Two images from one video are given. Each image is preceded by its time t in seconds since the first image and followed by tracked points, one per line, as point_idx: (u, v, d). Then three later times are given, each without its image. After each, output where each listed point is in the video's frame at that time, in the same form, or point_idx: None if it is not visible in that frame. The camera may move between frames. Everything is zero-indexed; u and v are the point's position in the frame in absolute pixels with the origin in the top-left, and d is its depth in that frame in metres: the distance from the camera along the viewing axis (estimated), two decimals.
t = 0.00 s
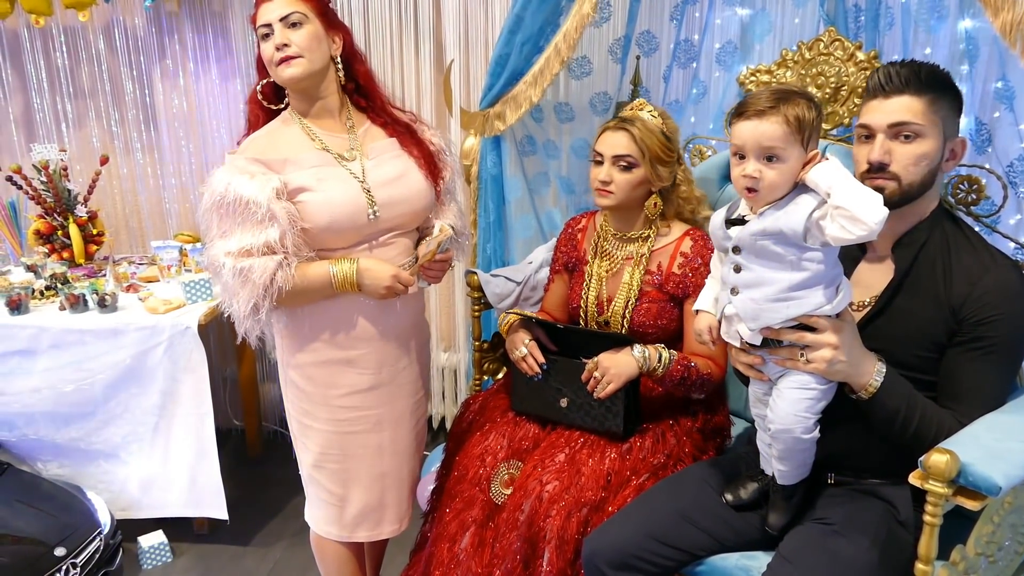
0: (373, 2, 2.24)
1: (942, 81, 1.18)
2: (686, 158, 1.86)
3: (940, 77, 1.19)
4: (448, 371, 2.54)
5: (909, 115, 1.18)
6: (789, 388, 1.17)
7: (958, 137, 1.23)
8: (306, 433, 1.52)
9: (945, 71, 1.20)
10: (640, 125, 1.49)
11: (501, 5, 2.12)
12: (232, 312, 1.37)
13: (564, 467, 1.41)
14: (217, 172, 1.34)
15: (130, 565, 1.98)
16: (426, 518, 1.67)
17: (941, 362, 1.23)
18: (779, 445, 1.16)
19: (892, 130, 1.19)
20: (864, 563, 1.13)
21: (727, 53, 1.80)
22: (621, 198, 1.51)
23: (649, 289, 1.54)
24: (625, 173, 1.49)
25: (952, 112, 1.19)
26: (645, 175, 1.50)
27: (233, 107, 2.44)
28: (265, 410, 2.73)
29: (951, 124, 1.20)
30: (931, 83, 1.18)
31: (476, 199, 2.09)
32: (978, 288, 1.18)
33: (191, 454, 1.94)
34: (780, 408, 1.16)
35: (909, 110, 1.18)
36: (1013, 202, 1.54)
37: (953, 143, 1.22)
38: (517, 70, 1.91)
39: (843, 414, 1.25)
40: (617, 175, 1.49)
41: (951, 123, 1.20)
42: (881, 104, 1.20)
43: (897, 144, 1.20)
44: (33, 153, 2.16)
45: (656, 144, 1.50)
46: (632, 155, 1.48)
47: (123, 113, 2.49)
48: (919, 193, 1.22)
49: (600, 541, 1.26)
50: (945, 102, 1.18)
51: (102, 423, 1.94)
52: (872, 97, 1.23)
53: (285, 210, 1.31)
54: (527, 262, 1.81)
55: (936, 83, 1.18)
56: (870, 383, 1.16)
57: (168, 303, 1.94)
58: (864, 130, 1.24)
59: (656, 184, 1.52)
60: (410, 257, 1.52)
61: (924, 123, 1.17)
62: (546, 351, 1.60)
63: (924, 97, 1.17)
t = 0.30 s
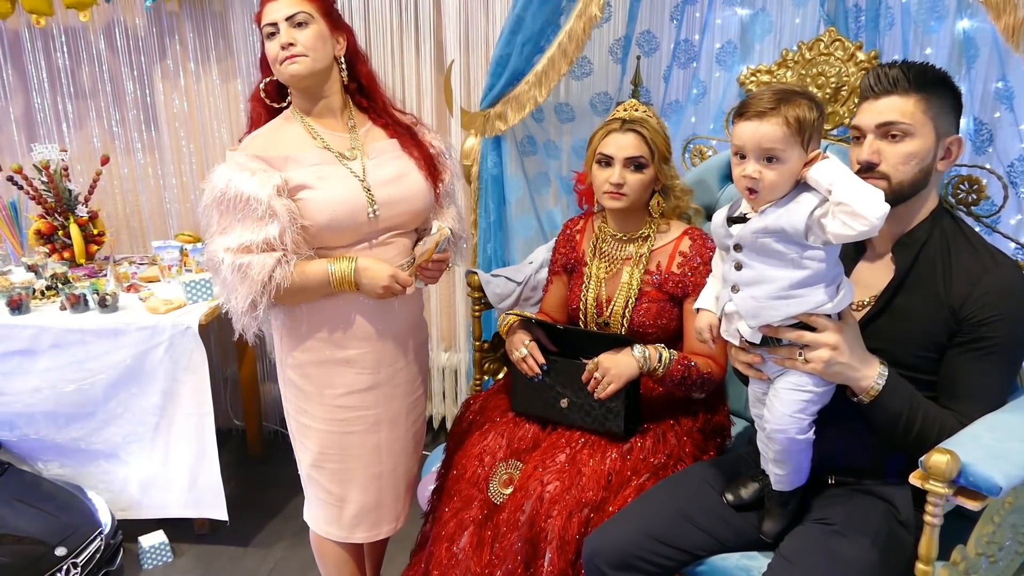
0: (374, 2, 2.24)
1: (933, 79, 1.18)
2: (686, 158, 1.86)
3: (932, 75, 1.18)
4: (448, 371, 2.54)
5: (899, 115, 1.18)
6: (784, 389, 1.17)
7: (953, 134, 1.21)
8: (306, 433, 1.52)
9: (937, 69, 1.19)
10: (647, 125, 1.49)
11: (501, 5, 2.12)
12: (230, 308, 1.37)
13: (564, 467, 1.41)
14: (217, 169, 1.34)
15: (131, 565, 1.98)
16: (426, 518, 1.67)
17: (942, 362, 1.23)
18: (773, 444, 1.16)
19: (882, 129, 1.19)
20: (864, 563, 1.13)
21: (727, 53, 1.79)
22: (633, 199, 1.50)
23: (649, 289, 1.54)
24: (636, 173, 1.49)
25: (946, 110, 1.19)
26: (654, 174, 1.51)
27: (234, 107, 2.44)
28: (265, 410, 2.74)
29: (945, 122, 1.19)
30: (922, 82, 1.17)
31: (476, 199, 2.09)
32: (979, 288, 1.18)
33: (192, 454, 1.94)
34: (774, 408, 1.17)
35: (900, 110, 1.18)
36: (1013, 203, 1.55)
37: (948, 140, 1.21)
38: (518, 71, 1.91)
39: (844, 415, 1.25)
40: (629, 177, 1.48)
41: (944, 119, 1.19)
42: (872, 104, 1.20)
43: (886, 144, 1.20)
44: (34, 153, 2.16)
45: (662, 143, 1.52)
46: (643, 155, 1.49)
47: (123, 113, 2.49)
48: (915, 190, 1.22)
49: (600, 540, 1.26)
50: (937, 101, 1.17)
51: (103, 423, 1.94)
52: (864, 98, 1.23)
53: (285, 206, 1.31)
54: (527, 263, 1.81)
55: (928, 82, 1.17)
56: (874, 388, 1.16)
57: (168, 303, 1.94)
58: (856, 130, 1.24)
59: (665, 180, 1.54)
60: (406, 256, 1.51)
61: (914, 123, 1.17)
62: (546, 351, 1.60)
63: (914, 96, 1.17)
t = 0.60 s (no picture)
0: (374, 2, 2.24)
1: (934, 80, 1.18)
2: (687, 158, 1.86)
3: (934, 76, 1.18)
4: (448, 371, 2.54)
5: (900, 115, 1.17)
6: (783, 392, 1.17)
7: (954, 135, 1.21)
8: (306, 433, 1.52)
9: (939, 69, 1.20)
10: (645, 125, 1.49)
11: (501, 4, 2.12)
12: (230, 307, 1.37)
13: (564, 467, 1.41)
14: (217, 168, 1.34)
15: (131, 565, 1.98)
16: (426, 518, 1.67)
17: (942, 362, 1.23)
18: (777, 446, 1.17)
19: (884, 129, 1.19)
20: (865, 563, 1.13)
21: (727, 53, 1.80)
22: (633, 200, 1.50)
23: (648, 289, 1.54)
24: (637, 175, 1.49)
25: (947, 111, 1.19)
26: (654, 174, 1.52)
27: (235, 107, 2.44)
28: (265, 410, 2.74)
29: (946, 122, 1.19)
30: (923, 82, 1.17)
31: (477, 199, 2.09)
32: (979, 287, 1.18)
33: (192, 453, 1.94)
34: (775, 411, 1.18)
35: (902, 110, 1.17)
36: (1013, 203, 1.55)
37: (949, 141, 1.21)
38: (518, 70, 1.91)
39: (843, 416, 1.25)
40: (629, 178, 1.48)
41: (945, 120, 1.19)
42: (874, 104, 1.20)
43: (888, 144, 1.20)
44: (34, 153, 2.16)
45: (662, 144, 1.52)
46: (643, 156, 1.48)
47: (123, 113, 2.49)
48: (916, 191, 1.22)
49: (600, 539, 1.26)
50: (939, 101, 1.18)
51: (102, 423, 1.94)
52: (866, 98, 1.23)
53: (284, 205, 1.31)
54: (527, 263, 1.81)
55: (929, 82, 1.17)
56: (876, 392, 1.15)
57: (168, 303, 1.94)
58: (857, 131, 1.24)
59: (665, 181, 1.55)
60: (405, 256, 1.51)
61: (916, 123, 1.17)
62: (546, 351, 1.60)
63: (916, 96, 1.17)
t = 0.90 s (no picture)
0: (374, 2, 2.24)
1: (949, 84, 1.17)
2: (687, 158, 1.86)
3: (949, 80, 1.18)
4: (448, 371, 2.54)
5: (916, 117, 1.17)
6: (782, 388, 1.19)
7: (963, 141, 1.22)
8: (306, 433, 1.52)
9: (953, 74, 1.19)
10: (646, 126, 1.49)
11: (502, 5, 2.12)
12: (230, 307, 1.37)
13: (565, 468, 1.41)
14: (216, 168, 1.34)
15: (131, 565, 1.98)
16: (426, 518, 1.67)
17: (942, 363, 1.23)
18: (777, 442, 1.18)
19: (899, 130, 1.18)
20: (865, 563, 1.13)
21: (727, 53, 1.80)
22: (635, 201, 1.49)
23: (649, 289, 1.54)
24: (638, 175, 1.49)
25: (958, 117, 1.19)
26: (656, 174, 1.51)
27: (235, 107, 2.44)
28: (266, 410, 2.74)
29: (957, 129, 1.19)
30: (940, 86, 1.17)
31: (477, 199, 2.09)
32: (979, 288, 1.18)
33: (192, 453, 1.94)
34: (775, 407, 1.19)
35: (917, 111, 1.16)
36: (1014, 203, 1.55)
37: (957, 147, 1.21)
38: (518, 70, 1.91)
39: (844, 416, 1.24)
40: (631, 178, 1.48)
41: (956, 126, 1.19)
42: (888, 103, 1.19)
43: (902, 145, 1.19)
44: (35, 153, 2.16)
45: (663, 144, 1.52)
46: (645, 157, 1.48)
47: (124, 113, 2.49)
48: (923, 194, 1.22)
49: (601, 540, 1.26)
50: (952, 106, 1.17)
51: (103, 423, 1.94)
52: (879, 96, 1.22)
53: (283, 206, 1.31)
54: (527, 263, 1.81)
55: (945, 86, 1.17)
56: (875, 397, 1.14)
57: (168, 303, 1.94)
58: (870, 128, 1.22)
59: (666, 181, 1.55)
60: (405, 256, 1.50)
61: (931, 126, 1.16)
62: (546, 352, 1.60)
63: (932, 99, 1.16)
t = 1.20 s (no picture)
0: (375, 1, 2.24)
1: (958, 87, 1.18)
2: (687, 158, 1.85)
3: (957, 83, 1.18)
4: (449, 371, 2.54)
5: (923, 118, 1.16)
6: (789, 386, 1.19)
7: (966, 146, 1.22)
8: (307, 432, 1.52)
9: (962, 77, 1.19)
10: (647, 126, 1.49)
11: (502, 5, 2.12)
12: (229, 307, 1.37)
13: (565, 468, 1.41)
14: (214, 169, 1.34)
15: (132, 564, 1.98)
16: (426, 518, 1.67)
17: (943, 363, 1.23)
18: (783, 438, 1.19)
19: (906, 130, 1.18)
20: (866, 563, 1.13)
21: (727, 53, 1.80)
22: (637, 201, 1.50)
23: (649, 287, 1.54)
24: (639, 175, 1.49)
25: (963, 120, 1.19)
26: (657, 174, 1.51)
27: (235, 107, 2.44)
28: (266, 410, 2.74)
29: (961, 133, 1.20)
30: (949, 89, 1.17)
31: (478, 199, 2.09)
32: (980, 288, 1.18)
33: (193, 453, 1.94)
34: (782, 404, 1.20)
35: (925, 113, 1.16)
36: (1015, 203, 1.55)
37: (961, 151, 1.22)
38: (519, 70, 1.91)
39: (845, 416, 1.24)
40: (633, 178, 1.48)
41: (961, 131, 1.20)
42: (898, 103, 1.18)
43: (910, 146, 1.19)
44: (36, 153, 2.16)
45: (665, 144, 1.52)
46: (646, 156, 1.48)
47: (125, 113, 2.50)
48: (926, 196, 1.22)
49: (602, 539, 1.26)
50: (958, 111, 1.18)
51: (104, 423, 1.94)
52: (889, 94, 1.21)
53: (283, 206, 1.31)
54: (528, 262, 1.81)
55: (952, 89, 1.17)
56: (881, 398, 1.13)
57: (169, 303, 1.95)
58: (876, 126, 1.22)
59: (666, 181, 1.55)
60: (405, 256, 1.51)
61: (937, 128, 1.16)
62: (547, 352, 1.60)
63: (940, 101, 1.16)
